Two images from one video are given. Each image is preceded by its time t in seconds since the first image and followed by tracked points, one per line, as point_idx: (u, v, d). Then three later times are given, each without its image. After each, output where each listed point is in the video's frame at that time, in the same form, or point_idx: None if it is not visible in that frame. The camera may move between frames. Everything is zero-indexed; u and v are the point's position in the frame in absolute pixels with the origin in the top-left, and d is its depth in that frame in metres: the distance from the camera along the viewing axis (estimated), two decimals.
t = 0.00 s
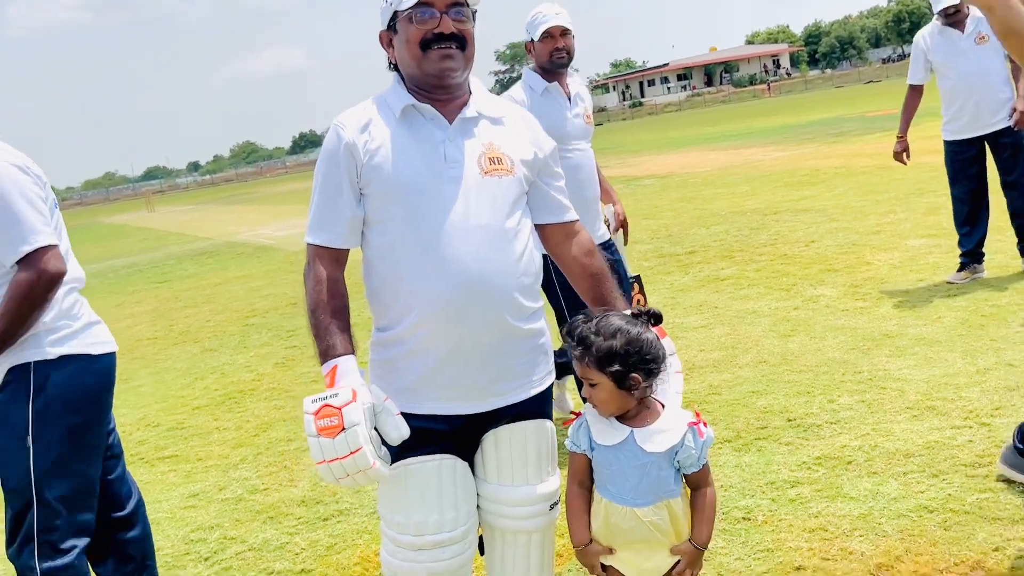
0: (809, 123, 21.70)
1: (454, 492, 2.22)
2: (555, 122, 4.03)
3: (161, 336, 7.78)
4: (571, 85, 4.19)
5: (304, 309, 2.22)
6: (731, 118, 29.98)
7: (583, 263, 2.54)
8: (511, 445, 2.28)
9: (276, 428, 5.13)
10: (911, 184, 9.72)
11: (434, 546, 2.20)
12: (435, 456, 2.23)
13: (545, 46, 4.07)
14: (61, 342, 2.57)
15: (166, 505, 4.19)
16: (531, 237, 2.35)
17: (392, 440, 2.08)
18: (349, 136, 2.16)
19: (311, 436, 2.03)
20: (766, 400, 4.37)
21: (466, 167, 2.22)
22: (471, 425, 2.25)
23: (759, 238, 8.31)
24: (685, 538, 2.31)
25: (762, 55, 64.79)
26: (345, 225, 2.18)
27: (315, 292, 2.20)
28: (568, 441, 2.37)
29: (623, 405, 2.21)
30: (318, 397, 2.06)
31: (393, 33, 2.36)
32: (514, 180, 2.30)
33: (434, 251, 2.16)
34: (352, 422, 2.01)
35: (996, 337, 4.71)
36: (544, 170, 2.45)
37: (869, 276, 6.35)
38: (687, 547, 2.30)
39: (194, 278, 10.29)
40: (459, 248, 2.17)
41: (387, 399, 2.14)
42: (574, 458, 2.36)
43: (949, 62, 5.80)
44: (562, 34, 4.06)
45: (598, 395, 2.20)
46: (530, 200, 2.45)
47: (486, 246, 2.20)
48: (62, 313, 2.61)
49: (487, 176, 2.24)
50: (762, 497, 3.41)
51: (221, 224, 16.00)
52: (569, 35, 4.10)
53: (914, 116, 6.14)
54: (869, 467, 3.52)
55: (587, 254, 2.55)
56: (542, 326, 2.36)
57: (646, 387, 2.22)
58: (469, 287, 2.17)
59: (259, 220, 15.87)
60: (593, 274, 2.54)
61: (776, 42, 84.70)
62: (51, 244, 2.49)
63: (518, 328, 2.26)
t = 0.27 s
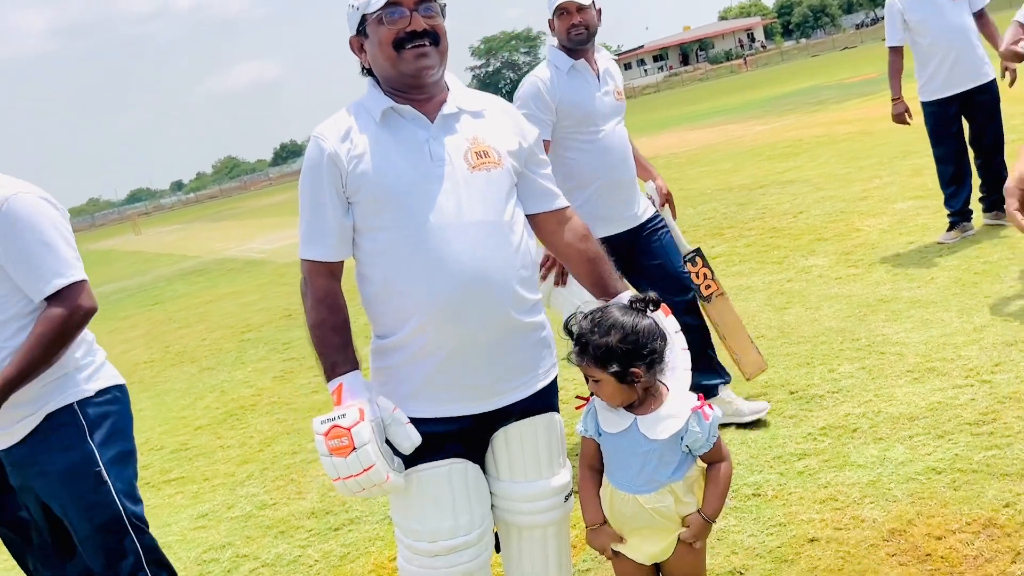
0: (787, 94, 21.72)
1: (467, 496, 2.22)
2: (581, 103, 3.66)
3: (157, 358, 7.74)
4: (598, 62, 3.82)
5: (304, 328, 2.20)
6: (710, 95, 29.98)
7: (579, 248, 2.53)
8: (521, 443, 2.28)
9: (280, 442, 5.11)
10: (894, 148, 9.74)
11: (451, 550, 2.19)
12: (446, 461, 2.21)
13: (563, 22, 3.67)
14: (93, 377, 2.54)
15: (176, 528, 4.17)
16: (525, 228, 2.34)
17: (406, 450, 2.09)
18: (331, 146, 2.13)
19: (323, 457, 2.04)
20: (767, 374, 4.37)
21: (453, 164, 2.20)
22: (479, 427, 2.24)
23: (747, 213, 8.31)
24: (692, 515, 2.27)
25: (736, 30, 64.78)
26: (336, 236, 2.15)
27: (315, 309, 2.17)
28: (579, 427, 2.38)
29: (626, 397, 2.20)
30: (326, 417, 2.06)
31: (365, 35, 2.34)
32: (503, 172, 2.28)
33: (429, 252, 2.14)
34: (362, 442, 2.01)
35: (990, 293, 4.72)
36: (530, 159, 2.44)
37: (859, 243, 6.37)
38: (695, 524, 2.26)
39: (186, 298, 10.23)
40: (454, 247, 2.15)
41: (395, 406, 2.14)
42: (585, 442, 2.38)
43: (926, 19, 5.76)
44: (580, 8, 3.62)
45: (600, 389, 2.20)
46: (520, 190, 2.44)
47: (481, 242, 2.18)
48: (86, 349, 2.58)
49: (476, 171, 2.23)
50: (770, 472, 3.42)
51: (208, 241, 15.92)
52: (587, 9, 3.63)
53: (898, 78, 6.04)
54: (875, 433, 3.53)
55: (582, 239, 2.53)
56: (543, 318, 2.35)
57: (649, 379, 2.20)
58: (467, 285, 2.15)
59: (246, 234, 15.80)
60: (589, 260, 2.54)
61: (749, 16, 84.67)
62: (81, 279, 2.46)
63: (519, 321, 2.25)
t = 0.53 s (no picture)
0: (760, 60, 21.71)
1: (490, 507, 2.21)
2: (622, 77, 3.50)
3: (159, 389, 7.71)
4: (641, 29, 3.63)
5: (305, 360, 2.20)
6: (683, 69, 29.94)
7: (565, 247, 2.52)
8: (537, 448, 2.29)
9: (292, 462, 5.09)
10: (872, 104, 9.74)
11: (480, 563, 2.19)
12: (465, 475, 2.21)
13: None
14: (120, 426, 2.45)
15: (197, 559, 4.16)
16: (515, 231, 2.32)
17: (416, 470, 2.08)
18: (310, 174, 2.13)
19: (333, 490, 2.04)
20: (770, 346, 4.38)
21: (434, 175, 2.19)
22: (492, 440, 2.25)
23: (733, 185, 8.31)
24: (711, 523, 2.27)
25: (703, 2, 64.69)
26: (325, 262, 2.15)
27: (313, 340, 2.18)
28: (593, 424, 2.35)
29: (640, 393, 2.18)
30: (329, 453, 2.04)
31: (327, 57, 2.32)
32: (485, 177, 2.27)
33: (420, 267, 2.13)
34: (367, 477, 1.99)
35: (982, 243, 4.74)
36: (511, 162, 2.42)
37: (847, 204, 6.37)
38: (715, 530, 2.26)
39: (182, 325, 10.18)
40: (444, 259, 2.14)
41: (399, 428, 2.11)
42: (601, 439, 2.35)
43: None
44: None
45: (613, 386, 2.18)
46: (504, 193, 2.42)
47: (470, 250, 2.17)
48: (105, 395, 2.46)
49: (458, 180, 2.21)
50: (782, 446, 3.44)
51: (198, 265, 15.85)
52: None
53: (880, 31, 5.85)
54: (882, 396, 3.54)
55: (567, 238, 2.53)
56: (544, 322, 2.35)
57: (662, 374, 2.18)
58: (462, 296, 2.14)
59: (235, 254, 15.73)
60: (577, 257, 2.53)
61: None
62: (117, 312, 2.36)
63: (518, 326, 2.24)
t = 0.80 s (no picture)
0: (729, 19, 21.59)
1: (519, 514, 2.22)
2: (659, 32, 3.34)
3: (174, 424, 7.71)
4: None
5: (316, 393, 2.21)
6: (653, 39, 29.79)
7: (557, 248, 2.53)
8: (557, 450, 2.28)
9: (316, 483, 5.11)
10: (847, 52, 9.70)
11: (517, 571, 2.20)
12: (491, 487, 2.22)
13: None
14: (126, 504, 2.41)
15: None
16: (506, 238, 2.32)
17: (445, 490, 2.09)
18: (295, 207, 2.13)
19: (364, 517, 2.01)
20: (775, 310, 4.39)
21: (419, 192, 2.20)
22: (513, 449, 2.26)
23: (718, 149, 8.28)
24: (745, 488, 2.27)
25: None
26: (322, 293, 2.15)
27: (320, 371, 2.18)
28: (611, 420, 2.35)
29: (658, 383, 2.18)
30: (359, 477, 2.03)
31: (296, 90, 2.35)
32: (469, 188, 2.27)
33: (417, 285, 2.13)
34: (403, 494, 1.98)
35: (973, 180, 4.73)
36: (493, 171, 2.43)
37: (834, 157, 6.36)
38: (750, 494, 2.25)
39: (187, 357, 10.17)
40: (439, 275, 2.13)
41: (423, 450, 2.13)
42: (621, 433, 2.36)
43: None
44: None
45: (630, 380, 2.17)
46: (489, 201, 2.43)
47: (464, 263, 2.17)
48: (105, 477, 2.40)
49: (444, 195, 2.21)
50: (799, 410, 3.46)
51: (194, 294, 15.81)
52: None
53: None
54: (893, 348, 3.55)
55: (557, 239, 2.54)
56: (548, 325, 2.35)
57: (677, 362, 2.18)
58: (463, 308, 2.14)
59: (231, 278, 15.69)
60: (570, 257, 2.55)
61: None
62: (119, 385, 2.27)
63: (521, 332, 2.24)
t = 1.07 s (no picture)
0: None
1: (551, 512, 2.22)
2: None
3: (200, 458, 7.74)
4: None
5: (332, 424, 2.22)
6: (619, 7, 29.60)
7: (550, 242, 2.53)
8: (579, 442, 2.28)
9: (349, 498, 5.14)
10: None
11: (557, 568, 2.20)
12: (519, 489, 2.22)
13: None
14: None
15: None
16: (499, 242, 2.33)
17: (474, 501, 2.13)
18: (285, 244, 2.15)
19: (399, 540, 2.04)
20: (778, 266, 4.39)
21: (405, 210, 2.21)
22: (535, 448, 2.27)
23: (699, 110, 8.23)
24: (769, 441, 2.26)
25: None
26: (324, 324, 2.16)
27: (334, 401, 2.19)
28: (630, 409, 2.36)
29: (673, 368, 2.19)
30: (388, 501, 2.06)
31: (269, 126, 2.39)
32: (455, 199, 2.28)
33: (417, 302, 2.13)
34: (433, 512, 2.02)
35: (959, 108, 4.71)
36: (474, 177, 2.47)
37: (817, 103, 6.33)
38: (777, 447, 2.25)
39: (203, 389, 10.20)
40: (438, 289, 2.14)
41: (445, 465, 2.18)
42: (641, 419, 2.37)
43: None
44: None
45: (645, 370, 2.18)
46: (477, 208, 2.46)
47: (461, 274, 2.17)
48: None
49: (431, 209, 2.22)
50: (816, 363, 3.46)
51: (200, 324, 15.82)
52: None
53: None
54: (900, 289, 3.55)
55: (550, 233, 2.55)
56: (554, 324, 2.36)
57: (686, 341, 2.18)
58: (466, 318, 2.14)
59: (234, 305, 15.70)
60: (565, 248, 2.55)
61: None
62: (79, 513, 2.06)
63: (527, 332, 2.24)
